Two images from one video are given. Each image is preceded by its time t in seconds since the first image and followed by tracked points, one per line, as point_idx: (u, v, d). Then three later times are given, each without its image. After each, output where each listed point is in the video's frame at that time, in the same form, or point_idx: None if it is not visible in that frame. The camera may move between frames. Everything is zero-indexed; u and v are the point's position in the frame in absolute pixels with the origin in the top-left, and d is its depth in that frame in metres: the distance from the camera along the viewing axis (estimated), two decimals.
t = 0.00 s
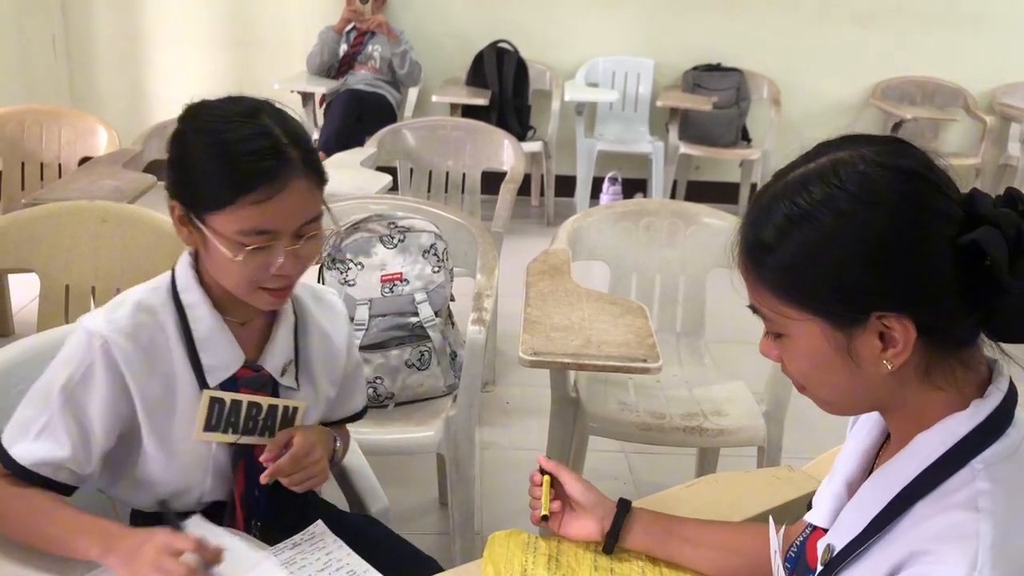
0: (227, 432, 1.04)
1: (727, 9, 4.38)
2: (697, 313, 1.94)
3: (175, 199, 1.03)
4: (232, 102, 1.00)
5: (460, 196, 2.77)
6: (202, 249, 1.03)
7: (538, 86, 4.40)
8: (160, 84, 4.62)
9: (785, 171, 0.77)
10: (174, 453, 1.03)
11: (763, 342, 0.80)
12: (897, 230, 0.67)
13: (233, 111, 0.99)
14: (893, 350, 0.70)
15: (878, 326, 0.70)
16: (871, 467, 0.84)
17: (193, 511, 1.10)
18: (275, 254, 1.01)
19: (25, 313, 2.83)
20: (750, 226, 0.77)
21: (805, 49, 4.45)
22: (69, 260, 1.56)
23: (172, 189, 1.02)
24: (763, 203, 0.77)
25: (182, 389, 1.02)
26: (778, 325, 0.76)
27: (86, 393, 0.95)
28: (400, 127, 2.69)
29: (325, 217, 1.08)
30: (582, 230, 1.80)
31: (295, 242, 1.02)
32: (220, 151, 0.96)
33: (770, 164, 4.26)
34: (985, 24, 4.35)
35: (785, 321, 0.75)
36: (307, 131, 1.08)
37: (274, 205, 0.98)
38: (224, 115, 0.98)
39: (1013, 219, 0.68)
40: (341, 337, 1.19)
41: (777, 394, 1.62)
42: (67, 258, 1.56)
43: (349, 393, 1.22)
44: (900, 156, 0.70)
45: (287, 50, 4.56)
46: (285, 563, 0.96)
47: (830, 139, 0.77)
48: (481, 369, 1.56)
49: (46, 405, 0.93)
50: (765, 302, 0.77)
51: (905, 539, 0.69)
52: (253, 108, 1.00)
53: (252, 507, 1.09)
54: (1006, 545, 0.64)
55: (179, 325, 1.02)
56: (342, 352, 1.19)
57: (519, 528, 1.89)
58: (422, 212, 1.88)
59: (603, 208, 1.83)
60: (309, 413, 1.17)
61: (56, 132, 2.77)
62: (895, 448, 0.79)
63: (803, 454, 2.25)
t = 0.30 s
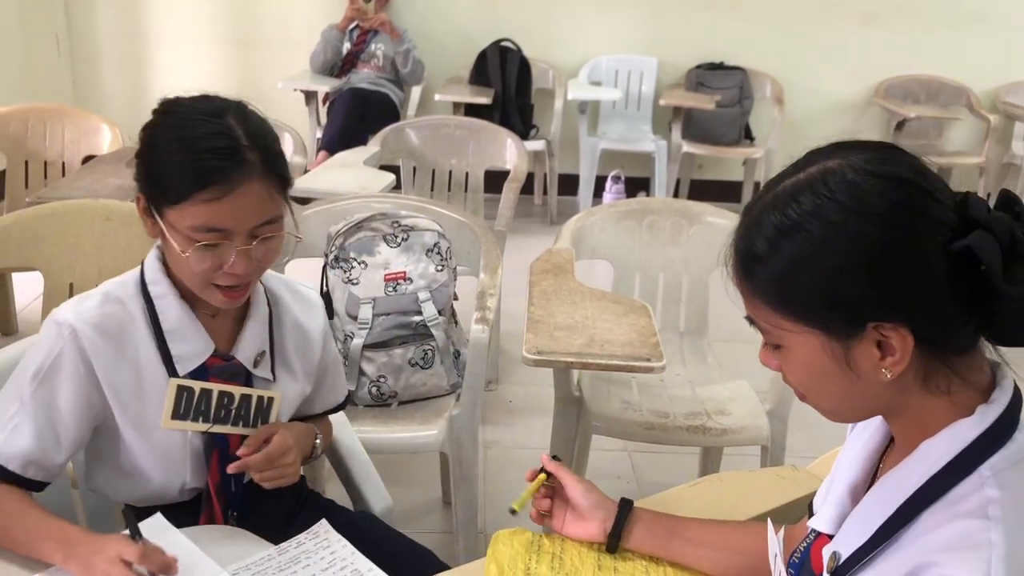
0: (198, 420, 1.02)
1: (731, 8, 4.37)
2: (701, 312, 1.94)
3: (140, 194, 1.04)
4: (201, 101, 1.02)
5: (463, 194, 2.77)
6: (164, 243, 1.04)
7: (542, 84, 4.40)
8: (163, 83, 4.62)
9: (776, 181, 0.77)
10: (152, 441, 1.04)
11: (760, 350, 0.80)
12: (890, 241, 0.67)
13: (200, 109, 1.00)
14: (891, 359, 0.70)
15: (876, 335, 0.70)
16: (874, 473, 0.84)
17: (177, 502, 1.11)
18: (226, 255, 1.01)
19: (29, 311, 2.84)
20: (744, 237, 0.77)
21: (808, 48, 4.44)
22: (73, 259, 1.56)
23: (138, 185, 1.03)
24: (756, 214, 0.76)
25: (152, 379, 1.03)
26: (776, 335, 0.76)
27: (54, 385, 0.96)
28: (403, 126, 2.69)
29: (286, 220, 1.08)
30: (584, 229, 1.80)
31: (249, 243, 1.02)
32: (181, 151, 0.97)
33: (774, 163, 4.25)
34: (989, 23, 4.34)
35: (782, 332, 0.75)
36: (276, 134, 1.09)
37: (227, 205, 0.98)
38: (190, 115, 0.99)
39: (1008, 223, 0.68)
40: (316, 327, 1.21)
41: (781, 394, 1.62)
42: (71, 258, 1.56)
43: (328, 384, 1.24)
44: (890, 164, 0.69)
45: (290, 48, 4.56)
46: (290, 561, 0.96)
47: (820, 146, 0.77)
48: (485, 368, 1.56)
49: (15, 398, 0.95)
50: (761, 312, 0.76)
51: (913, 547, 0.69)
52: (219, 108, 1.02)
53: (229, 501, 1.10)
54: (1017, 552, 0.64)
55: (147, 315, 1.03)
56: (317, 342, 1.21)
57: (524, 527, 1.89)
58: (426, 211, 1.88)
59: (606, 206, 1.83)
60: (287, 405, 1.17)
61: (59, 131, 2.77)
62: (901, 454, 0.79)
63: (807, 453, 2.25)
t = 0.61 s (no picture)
0: (200, 414, 1.00)
1: (733, 7, 4.37)
2: (703, 311, 1.94)
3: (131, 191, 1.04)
4: (188, 95, 1.02)
5: (465, 193, 2.77)
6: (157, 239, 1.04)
7: (543, 83, 4.40)
8: (165, 81, 4.62)
9: (791, 179, 0.77)
10: (153, 436, 1.04)
11: (772, 350, 0.80)
12: (909, 234, 0.67)
13: (188, 102, 1.01)
14: (909, 354, 0.70)
15: (893, 330, 0.70)
16: (885, 473, 0.84)
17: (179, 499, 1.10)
18: (220, 246, 1.01)
19: (31, 309, 2.84)
20: (759, 234, 0.77)
21: (810, 47, 4.44)
22: (75, 257, 1.57)
23: (128, 181, 1.03)
24: (772, 211, 0.77)
25: (150, 373, 1.03)
26: (790, 332, 0.76)
27: (54, 381, 0.96)
28: (404, 124, 2.69)
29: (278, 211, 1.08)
30: (586, 227, 1.80)
31: (242, 235, 1.02)
32: (171, 144, 0.97)
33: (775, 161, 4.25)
34: (992, 22, 4.34)
35: (797, 327, 0.75)
36: (266, 126, 1.09)
37: (218, 195, 0.98)
38: (178, 109, 0.99)
39: None
40: (313, 320, 1.21)
41: (783, 393, 1.62)
42: (73, 256, 1.56)
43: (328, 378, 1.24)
44: (907, 159, 0.70)
45: (292, 46, 4.56)
46: (292, 560, 0.96)
47: (835, 144, 0.77)
48: (486, 366, 1.56)
49: (16, 396, 0.94)
50: (776, 309, 0.76)
51: (923, 544, 0.68)
52: (206, 102, 1.02)
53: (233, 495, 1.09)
54: None
55: (145, 310, 1.03)
56: (313, 334, 1.21)
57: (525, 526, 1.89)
58: (426, 209, 1.88)
59: (608, 205, 1.83)
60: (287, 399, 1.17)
61: (61, 129, 2.77)
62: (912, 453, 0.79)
63: (808, 452, 2.25)
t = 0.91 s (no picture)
0: (206, 417, 1.02)
1: (733, 6, 4.37)
2: (703, 310, 1.94)
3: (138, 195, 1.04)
4: (189, 95, 1.02)
5: (465, 192, 2.76)
6: (167, 242, 1.04)
7: (544, 82, 4.40)
8: (165, 79, 4.62)
9: (816, 164, 0.77)
10: (159, 438, 1.03)
11: (781, 334, 0.80)
12: (928, 226, 0.67)
13: (191, 101, 1.01)
14: (917, 346, 0.70)
15: (903, 321, 0.70)
16: (888, 473, 0.84)
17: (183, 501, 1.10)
18: (235, 243, 1.01)
19: (32, 307, 2.85)
20: (779, 216, 0.77)
21: (811, 46, 4.43)
22: (76, 255, 1.57)
23: (134, 185, 1.03)
24: (794, 193, 0.76)
25: (157, 376, 1.03)
26: (801, 315, 0.76)
27: (63, 385, 0.96)
28: (405, 123, 2.69)
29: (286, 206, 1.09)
30: (587, 226, 1.79)
31: (255, 231, 1.02)
32: (177, 144, 0.97)
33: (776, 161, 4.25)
34: (992, 22, 4.33)
35: (808, 310, 0.75)
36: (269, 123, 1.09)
37: (230, 193, 0.98)
38: (181, 108, 0.99)
39: None
40: (317, 322, 1.22)
41: (783, 393, 1.62)
42: (74, 254, 1.57)
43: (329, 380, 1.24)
44: (935, 153, 0.69)
45: (292, 45, 4.55)
46: (292, 559, 0.96)
47: (858, 135, 0.77)
48: (486, 365, 1.56)
49: (25, 399, 0.95)
50: (789, 291, 0.76)
51: (927, 540, 0.68)
52: (210, 100, 1.02)
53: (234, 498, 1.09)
54: None
55: (153, 312, 1.03)
56: (317, 336, 1.21)
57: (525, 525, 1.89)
58: (426, 208, 1.88)
59: (608, 204, 1.83)
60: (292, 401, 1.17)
61: (61, 128, 2.77)
62: (916, 451, 0.79)
63: (809, 451, 2.25)
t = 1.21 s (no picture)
0: (213, 419, 1.04)
1: (733, 5, 4.37)
2: (703, 309, 1.94)
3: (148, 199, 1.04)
4: (195, 96, 1.01)
5: (465, 192, 2.76)
6: (178, 246, 1.04)
7: (543, 81, 4.40)
8: (164, 79, 4.62)
9: (871, 132, 0.73)
10: (163, 440, 1.03)
11: (782, 286, 0.80)
12: (945, 227, 0.65)
13: (196, 103, 1.00)
14: (903, 336, 0.70)
15: (896, 310, 0.69)
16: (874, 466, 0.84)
17: (185, 501, 1.11)
18: (252, 245, 1.01)
19: (30, 306, 2.84)
20: (813, 171, 0.75)
21: (810, 46, 4.43)
22: (75, 254, 1.57)
23: (142, 191, 1.03)
24: (835, 153, 0.74)
25: (163, 378, 1.03)
26: (804, 274, 0.76)
27: (68, 387, 0.96)
28: (404, 122, 2.69)
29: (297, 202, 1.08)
30: (586, 225, 1.79)
31: (271, 231, 1.02)
32: (186, 147, 0.97)
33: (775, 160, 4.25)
34: (991, 21, 4.33)
35: (808, 270, 0.75)
36: (275, 123, 1.08)
37: (245, 196, 0.98)
38: (188, 110, 0.98)
39: None
40: (322, 322, 1.21)
41: (782, 392, 1.62)
42: (72, 252, 1.56)
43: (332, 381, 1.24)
44: (984, 152, 0.66)
45: (291, 44, 4.55)
46: (291, 559, 0.96)
47: (924, 113, 0.73)
48: (485, 364, 1.56)
49: (30, 402, 0.95)
50: (798, 248, 0.76)
51: (900, 531, 0.69)
52: (217, 101, 1.01)
53: (239, 498, 1.09)
54: (1000, 543, 0.63)
55: (158, 313, 1.03)
56: (322, 337, 1.21)
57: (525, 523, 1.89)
58: (426, 207, 1.88)
59: (608, 203, 1.82)
60: (296, 403, 1.17)
61: (60, 126, 2.77)
62: (898, 442, 0.79)
63: (808, 450, 2.25)
